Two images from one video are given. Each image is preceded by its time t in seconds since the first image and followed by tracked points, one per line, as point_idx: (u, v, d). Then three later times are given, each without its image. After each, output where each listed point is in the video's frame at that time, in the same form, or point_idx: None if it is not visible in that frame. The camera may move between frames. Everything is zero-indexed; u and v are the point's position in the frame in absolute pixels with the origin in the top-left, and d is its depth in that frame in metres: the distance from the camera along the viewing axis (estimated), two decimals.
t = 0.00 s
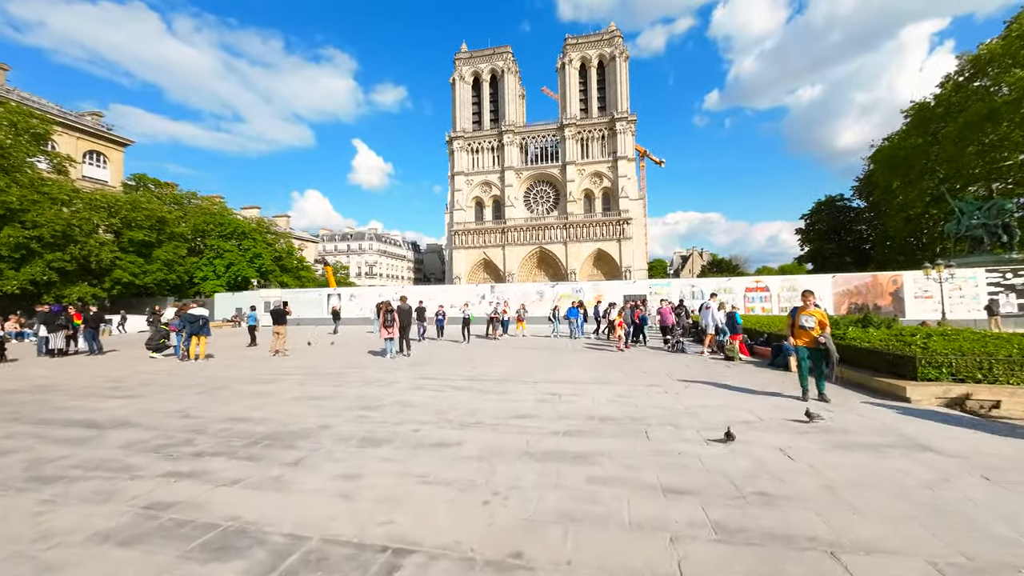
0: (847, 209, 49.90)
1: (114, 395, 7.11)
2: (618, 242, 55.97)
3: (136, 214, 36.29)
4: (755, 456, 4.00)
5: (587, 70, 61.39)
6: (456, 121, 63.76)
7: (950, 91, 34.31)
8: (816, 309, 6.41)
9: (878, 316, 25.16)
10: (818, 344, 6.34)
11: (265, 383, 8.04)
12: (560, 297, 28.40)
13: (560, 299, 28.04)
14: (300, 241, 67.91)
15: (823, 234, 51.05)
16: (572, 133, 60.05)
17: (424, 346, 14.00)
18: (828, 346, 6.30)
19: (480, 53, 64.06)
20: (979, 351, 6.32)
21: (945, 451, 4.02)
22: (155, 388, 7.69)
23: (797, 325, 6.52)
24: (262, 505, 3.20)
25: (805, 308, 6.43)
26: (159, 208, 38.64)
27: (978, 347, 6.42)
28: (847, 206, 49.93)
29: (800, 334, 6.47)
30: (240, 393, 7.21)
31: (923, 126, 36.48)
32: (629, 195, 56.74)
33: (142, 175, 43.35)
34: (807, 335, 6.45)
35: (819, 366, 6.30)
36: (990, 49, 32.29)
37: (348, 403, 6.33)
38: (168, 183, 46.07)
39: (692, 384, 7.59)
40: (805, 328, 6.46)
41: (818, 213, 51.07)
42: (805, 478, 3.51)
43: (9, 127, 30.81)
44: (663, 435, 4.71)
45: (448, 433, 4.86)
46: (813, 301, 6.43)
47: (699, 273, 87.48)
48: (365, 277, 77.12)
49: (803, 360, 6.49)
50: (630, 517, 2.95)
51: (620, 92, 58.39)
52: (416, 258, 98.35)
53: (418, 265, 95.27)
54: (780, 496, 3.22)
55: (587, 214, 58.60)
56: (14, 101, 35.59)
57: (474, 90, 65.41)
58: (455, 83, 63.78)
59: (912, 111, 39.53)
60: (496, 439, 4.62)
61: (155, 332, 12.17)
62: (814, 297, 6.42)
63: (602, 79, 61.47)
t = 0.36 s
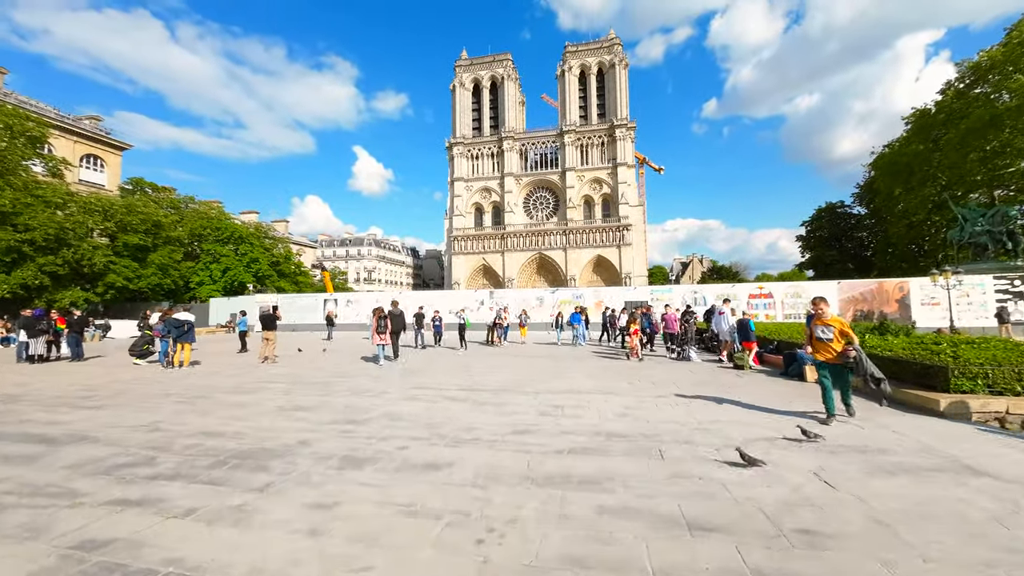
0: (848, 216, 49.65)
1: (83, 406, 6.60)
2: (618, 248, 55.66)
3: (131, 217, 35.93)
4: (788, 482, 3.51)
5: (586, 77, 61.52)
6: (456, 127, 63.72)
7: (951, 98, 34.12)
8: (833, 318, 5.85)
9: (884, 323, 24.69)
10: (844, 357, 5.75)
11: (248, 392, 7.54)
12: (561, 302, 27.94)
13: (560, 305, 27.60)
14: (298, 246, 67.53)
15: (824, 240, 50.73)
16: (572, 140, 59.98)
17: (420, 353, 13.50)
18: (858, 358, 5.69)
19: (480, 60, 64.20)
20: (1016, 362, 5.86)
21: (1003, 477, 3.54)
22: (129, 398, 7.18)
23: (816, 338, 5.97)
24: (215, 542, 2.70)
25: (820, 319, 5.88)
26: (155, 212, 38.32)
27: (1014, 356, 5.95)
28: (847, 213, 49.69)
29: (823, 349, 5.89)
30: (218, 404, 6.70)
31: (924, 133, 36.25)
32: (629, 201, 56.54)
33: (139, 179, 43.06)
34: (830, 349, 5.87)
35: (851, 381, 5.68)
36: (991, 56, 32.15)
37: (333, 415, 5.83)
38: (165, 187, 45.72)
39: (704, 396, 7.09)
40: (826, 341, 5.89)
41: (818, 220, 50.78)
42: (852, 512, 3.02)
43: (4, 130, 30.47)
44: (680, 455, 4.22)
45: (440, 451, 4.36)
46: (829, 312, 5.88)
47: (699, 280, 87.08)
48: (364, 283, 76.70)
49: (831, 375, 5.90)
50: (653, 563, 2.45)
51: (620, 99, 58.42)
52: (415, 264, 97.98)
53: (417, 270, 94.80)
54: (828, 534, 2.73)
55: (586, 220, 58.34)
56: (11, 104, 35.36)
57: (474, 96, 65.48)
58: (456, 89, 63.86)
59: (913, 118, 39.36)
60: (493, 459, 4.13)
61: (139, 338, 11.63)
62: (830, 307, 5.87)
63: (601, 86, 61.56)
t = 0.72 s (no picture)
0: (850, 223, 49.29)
1: (52, 420, 6.12)
2: (619, 256, 55.27)
3: (128, 224, 35.61)
4: (837, 519, 3.04)
5: (587, 86, 61.69)
6: (457, 135, 63.74)
7: (953, 105, 33.90)
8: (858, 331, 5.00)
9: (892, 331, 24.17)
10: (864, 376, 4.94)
11: (233, 406, 7.07)
12: (562, 310, 27.49)
13: (562, 313, 27.15)
14: (298, 253, 67.16)
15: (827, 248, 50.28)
16: (572, 148, 59.90)
17: (418, 363, 13.01)
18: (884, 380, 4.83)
19: (480, 69, 64.42)
20: None
21: None
22: (105, 412, 6.70)
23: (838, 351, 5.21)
24: None
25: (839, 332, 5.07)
26: (153, 218, 38.06)
27: None
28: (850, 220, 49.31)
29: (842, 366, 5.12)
30: (198, 419, 6.22)
31: (926, 139, 35.97)
32: (630, 209, 56.30)
33: (138, 186, 42.84)
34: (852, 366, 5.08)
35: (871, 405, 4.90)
36: (993, 63, 31.96)
37: (320, 433, 5.35)
38: (164, 194, 45.47)
39: (720, 411, 6.61)
40: (848, 356, 5.10)
41: (821, 228, 50.44)
42: (921, 560, 2.55)
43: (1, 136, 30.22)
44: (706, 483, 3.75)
45: (436, 477, 3.88)
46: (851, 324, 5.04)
47: (700, 287, 86.65)
48: (363, 290, 76.23)
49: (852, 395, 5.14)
50: None
51: (620, 107, 58.46)
52: (415, 271, 97.60)
53: (417, 278, 94.44)
54: None
55: (587, 227, 58.07)
56: (10, 111, 35.22)
57: (475, 104, 65.63)
58: (457, 98, 63.99)
59: (915, 125, 39.12)
60: (496, 488, 3.66)
61: (125, 347, 11.17)
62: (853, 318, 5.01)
63: (601, 95, 61.67)
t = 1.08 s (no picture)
0: (853, 230, 48.85)
1: (25, 440, 5.68)
2: (621, 263, 54.90)
3: (128, 233, 35.47)
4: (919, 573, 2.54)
5: (587, 95, 61.88)
6: (458, 143, 63.87)
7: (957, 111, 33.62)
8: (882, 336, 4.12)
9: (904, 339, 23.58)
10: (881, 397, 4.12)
11: (221, 423, 6.60)
12: (566, 318, 27.04)
13: (565, 321, 26.70)
14: (299, 262, 67.00)
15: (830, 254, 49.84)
16: (573, 156, 59.88)
17: (419, 374, 12.50)
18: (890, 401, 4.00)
19: (482, 79, 64.69)
20: None
21: None
22: (83, 430, 6.24)
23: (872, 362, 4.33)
24: None
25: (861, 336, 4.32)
26: (153, 227, 37.92)
27: None
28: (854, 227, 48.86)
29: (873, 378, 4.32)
30: (180, 439, 5.75)
31: (931, 145, 35.65)
32: (631, 217, 56.05)
33: (138, 194, 42.77)
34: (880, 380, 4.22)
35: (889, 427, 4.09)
36: (996, 69, 31.73)
37: (310, 456, 4.87)
38: (166, 203, 45.38)
39: (745, 428, 6.11)
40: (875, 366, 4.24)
41: (824, 234, 50.00)
42: None
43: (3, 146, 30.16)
44: (749, 519, 3.28)
45: (438, 512, 3.41)
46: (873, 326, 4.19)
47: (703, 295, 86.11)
48: (364, 299, 75.93)
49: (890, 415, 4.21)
50: None
51: (621, 115, 58.52)
52: (417, 279, 97.23)
53: (418, 286, 94.05)
54: None
55: (589, 235, 57.80)
56: (11, 120, 35.21)
57: (476, 114, 65.80)
58: (458, 107, 64.21)
59: (918, 130, 38.84)
60: (508, 525, 3.18)
61: (114, 358, 10.74)
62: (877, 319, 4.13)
63: (602, 104, 61.78)
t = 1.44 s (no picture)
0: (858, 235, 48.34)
1: None
2: (623, 270, 54.46)
3: (128, 240, 35.26)
4: None
5: (588, 102, 61.91)
6: (459, 151, 63.90)
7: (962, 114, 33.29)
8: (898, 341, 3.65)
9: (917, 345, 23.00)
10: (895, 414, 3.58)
11: (205, 437, 6.15)
12: (569, 325, 26.59)
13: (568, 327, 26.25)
14: (300, 270, 66.74)
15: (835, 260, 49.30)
16: (574, 162, 59.74)
17: (418, 383, 12.02)
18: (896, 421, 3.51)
19: (483, 87, 64.85)
20: None
21: None
22: (56, 445, 5.79)
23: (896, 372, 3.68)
24: None
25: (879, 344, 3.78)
26: (153, 234, 37.74)
27: None
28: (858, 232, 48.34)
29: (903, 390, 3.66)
30: (157, 455, 5.30)
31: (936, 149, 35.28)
32: (633, 223, 55.71)
33: (139, 202, 42.66)
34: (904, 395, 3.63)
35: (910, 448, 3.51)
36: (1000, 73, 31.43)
37: (296, 476, 4.41)
38: (167, 211, 45.26)
39: (773, 443, 5.64)
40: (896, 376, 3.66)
41: (829, 240, 49.47)
42: None
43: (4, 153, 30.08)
44: (802, 554, 2.81)
45: (439, 547, 2.93)
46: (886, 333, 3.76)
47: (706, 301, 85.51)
48: (365, 306, 75.53)
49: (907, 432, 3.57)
50: None
51: (622, 122, 58.44)
52: (418, 286, 96.79)
53: (420, 294, 93.63)
54: None
55: (590, 242, 57.45)
56: (12, 128, 35.15)
57: (477, 121, 65.87)
58: (459, 115, 64.33)
59: (923, 134, 38.47)
60: (520, 563, 2.71)
61: (101, 368, 10.30)
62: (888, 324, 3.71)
63: (603, 111, 61.79)
